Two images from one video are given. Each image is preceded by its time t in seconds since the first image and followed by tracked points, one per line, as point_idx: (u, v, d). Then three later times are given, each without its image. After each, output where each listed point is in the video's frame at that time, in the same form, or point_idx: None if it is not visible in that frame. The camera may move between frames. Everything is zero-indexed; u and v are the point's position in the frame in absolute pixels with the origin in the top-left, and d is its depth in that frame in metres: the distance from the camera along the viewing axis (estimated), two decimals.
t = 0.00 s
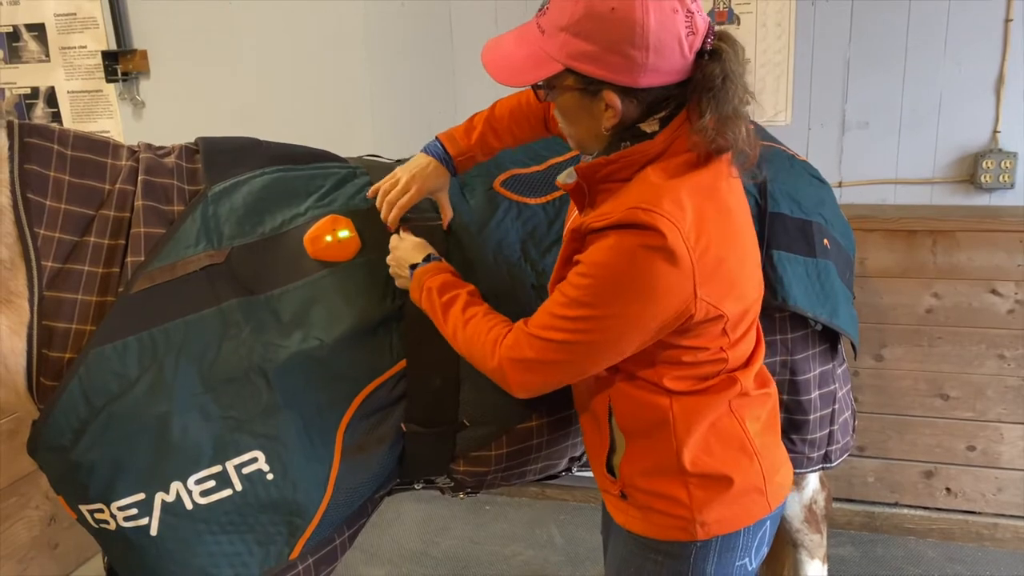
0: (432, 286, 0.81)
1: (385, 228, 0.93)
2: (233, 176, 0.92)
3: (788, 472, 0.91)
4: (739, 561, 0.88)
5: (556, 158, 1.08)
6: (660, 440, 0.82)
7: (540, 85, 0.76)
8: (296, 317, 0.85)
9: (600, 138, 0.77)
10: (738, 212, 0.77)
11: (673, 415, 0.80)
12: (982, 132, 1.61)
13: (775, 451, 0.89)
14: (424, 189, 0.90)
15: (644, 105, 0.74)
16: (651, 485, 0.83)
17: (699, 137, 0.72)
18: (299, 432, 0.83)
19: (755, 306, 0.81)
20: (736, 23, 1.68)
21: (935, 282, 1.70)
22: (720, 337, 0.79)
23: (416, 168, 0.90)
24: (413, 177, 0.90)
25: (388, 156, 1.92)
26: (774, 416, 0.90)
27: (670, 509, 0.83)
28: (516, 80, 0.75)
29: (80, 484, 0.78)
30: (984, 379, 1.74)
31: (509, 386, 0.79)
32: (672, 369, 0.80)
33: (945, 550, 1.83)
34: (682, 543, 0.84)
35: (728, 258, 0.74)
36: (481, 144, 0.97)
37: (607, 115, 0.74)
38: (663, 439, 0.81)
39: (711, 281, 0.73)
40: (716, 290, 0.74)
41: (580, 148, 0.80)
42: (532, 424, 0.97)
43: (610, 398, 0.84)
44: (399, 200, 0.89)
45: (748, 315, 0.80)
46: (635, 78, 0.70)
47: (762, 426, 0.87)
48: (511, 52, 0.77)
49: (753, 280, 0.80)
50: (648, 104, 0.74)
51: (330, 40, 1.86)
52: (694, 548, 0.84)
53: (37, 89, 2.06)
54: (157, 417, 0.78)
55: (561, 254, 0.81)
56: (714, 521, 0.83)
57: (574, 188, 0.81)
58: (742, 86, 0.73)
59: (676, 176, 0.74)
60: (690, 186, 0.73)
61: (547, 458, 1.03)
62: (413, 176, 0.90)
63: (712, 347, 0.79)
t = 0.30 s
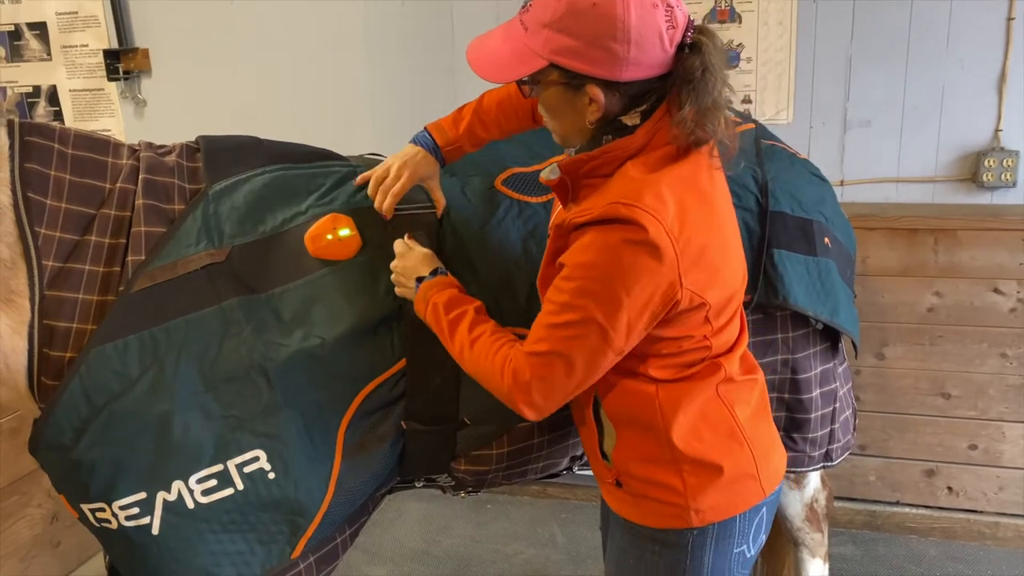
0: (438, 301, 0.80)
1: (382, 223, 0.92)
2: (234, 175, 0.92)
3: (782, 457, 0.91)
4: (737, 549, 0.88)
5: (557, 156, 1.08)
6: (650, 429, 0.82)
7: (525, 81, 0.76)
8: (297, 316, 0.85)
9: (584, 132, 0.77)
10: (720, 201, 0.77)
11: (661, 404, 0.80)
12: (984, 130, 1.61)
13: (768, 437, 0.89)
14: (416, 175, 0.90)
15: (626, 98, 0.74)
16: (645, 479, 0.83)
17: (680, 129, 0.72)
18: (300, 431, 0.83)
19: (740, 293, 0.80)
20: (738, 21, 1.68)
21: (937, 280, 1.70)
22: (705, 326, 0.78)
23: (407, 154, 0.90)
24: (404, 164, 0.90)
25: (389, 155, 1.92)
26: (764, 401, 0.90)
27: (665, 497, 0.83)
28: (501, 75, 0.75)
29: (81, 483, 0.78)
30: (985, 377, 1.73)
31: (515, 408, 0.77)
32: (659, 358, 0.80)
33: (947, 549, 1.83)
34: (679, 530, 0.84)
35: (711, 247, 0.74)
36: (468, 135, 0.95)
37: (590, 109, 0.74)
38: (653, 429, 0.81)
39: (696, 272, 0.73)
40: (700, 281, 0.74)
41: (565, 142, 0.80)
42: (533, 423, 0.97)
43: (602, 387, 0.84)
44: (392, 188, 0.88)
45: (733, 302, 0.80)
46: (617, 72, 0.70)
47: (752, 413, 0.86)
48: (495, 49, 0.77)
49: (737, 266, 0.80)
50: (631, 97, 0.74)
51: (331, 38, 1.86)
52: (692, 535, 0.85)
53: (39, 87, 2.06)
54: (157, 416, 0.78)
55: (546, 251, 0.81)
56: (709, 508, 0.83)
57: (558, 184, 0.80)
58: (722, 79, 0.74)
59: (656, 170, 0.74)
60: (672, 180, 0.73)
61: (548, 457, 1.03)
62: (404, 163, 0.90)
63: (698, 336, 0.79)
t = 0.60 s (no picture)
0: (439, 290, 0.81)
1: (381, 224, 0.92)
2: (234, 174, 0.92)
3: (774, 456, 0.92)
4: (729, 547, 0.88)
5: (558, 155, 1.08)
6: (643, 425, 0.82)
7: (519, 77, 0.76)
8: (296, 316, 0.85)
9: (578, 128, 0.77)
10: (714, 199, 0.77)
11: (655, 400, 0.80)
12: (985, 129, 1.61)
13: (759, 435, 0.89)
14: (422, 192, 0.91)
15: (622, 89, 0.73)
16: (637, 476, 0.83)
17: (676, 120, 0.73)
18: (300, 432, 0.83)
19: (734, 291, 0.80)
20: (739, 20, 1.67)
21: (938, 279, 1.70)
22: (699, 324, 0.79)
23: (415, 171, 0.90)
24: (411, 181, 0.90)
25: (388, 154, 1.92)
26: (756, 400, 0.90)
27: (656, 493, 0.83)
28: (495, 71, 0.75)
29: (80, 483, 0.78)
30: (986, 376, 1.73)
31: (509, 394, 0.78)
32: (653, 355, 0.80)
33: (947, 547, 1.83)
34: (672, 528, 0.84)
35: (706, 244, 0.74)
36: (479, 145, 0.96)
37: (585, 102, 0.74)
38: (646, 425, 0.81)
39: (691, 269, 0.73)
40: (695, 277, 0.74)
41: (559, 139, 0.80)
42: (534, 424, 0.97)
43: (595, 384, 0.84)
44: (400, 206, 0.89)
45: (727, 300, 0.80)
46: (612, 62, 0.70)
47: (745, 411, 0.86)
48: (488, 44, 0.77)
49: (731, 264, 0.80)
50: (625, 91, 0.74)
51: (331, 37, 1.86)
52: (683, 534, 0.84)
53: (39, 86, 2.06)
54: (157, 416, 0.78)
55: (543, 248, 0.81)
56: (700, 506, 0.82)
57: (553, 178, 0.80)
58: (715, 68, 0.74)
59: (651, 166, 0.73)
60: (667, 176, 0.73)
61: (548, 457, 1.03)
62: (411, 179, 0.90)
63: (691, 334, 0.79)
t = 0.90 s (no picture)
0: (461, 325, 0.83)
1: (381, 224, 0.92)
2: (234, 174, 0.92)
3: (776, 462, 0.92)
4: (730, 553, 0.88)
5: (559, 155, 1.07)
6: (648, 431, 0.82)
7: (523, 74, 0.75)
8: (297, 317, 0.85)
9: (582, 130, 0.76)
10: (722, 206, 0.77)
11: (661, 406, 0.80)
12: (985, 129, 1.61)
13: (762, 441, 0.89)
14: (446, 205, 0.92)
15: (625, 90, 0.73)
16: (641, 482, 0.83)
17: (680, 125, 0.73)
18: (300, 432, 0.83)
19: (741, 297, 0.80)
20: (740, 19, 1.67)
21: (938, 278, 1.70)
22: (705, 330, 0.79)
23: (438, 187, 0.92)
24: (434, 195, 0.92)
25: (388, 154, 1.92)
26: (760, 406, 0.90)
27: (661, 499, 0.83)
28: (498, 68, 0.74)
29: (80, 484, 0.78)
30: (986, 375, 1.73)
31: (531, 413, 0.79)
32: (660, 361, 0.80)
33: (948, 547, 1.83)
34: (674, 534, 0.84)
35: (714, 251, 0.74)
36: (500, 153, 0.97)
37: (588, 101, 0.73)
38: (652, 430, 0.81)
39: (700, 275, 0.73)
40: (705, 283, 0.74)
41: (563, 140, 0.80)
42: (534, 425, 0.97)
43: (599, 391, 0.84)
44: (429, 229, 0.91)
45: (733, 307, 0.80)
46: (615, 62, 0.70)
47: (749, 417, 0.86)
48: (492, 41, 0.77)
49: (738, 272, 0.80)
50: (631, 91, 0.74)
51: (332, 37, 1.86)
52: (687, 540, 0.84)
53: (40, 85, 2.06)
54: (157, 417, 0.78)
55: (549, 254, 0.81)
56: (704, 512, 0.82)
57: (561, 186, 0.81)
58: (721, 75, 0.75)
59: (661, 173, 0.73)
60: (676, 182, 0.73)
61: (549, 458, 1.03)
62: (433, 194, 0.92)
63: (697, 340, 0.79)
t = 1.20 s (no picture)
0: (468, 346, 0.83)
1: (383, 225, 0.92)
2: (237, 174, 0.91)
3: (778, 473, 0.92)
4: (730, 562, 0.88)
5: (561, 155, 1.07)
6: (657, 440, 0.82)
7: (532, 83, 0.76)
8: (299, 318, 0.85)
9: (594, 137, 0.76)
10: (737, 218, 0.77)
11: (672, 417, 0.80)
12: (987, 129, 1.61)
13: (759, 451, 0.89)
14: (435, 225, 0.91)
15: (634, 97, 0.73)
16: (643, 490, 0.83)
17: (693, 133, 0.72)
18: (301, 433, 0.83)
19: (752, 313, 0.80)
20: (741, 20, 1.67)
21: (940, 279, 1.70)
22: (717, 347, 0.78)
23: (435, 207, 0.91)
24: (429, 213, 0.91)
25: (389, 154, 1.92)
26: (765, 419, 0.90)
27: (664, 508, 0.83)
28: (508, 75, 0.75)
29: (82, 485, 0.78)
30: (988, 376, 1.73)
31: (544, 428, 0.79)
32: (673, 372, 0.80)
33: (949, 547, 1.83)
34: (676, 543, 0.84)
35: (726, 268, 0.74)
36: (503, 182, 0.95)
37: (597, 109, 0.73)
38: (661, 440, 0.81)
39: (716, 292, 0.73)
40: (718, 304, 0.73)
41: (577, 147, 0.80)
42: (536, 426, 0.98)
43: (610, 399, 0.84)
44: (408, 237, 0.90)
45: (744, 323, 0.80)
46: (623, 69, 0.70)
47: (757, 428, 0.86)
48: (504, 47, 0.77)
49: (752, 284, 0.80)
50: (642, 97, 0.73)
51: (334, 37, 1.86)
52: (688, 549, 0.84)
53: (42, 85, 2.06)
54: (159, 418, 0.79)
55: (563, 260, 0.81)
56: (707, 522, 0.82)
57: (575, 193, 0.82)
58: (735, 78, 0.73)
59: (677, 184, 0.73)
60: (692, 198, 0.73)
61: (550, 459, 1.03)
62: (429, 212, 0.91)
63: (710, 353, 0.79)
